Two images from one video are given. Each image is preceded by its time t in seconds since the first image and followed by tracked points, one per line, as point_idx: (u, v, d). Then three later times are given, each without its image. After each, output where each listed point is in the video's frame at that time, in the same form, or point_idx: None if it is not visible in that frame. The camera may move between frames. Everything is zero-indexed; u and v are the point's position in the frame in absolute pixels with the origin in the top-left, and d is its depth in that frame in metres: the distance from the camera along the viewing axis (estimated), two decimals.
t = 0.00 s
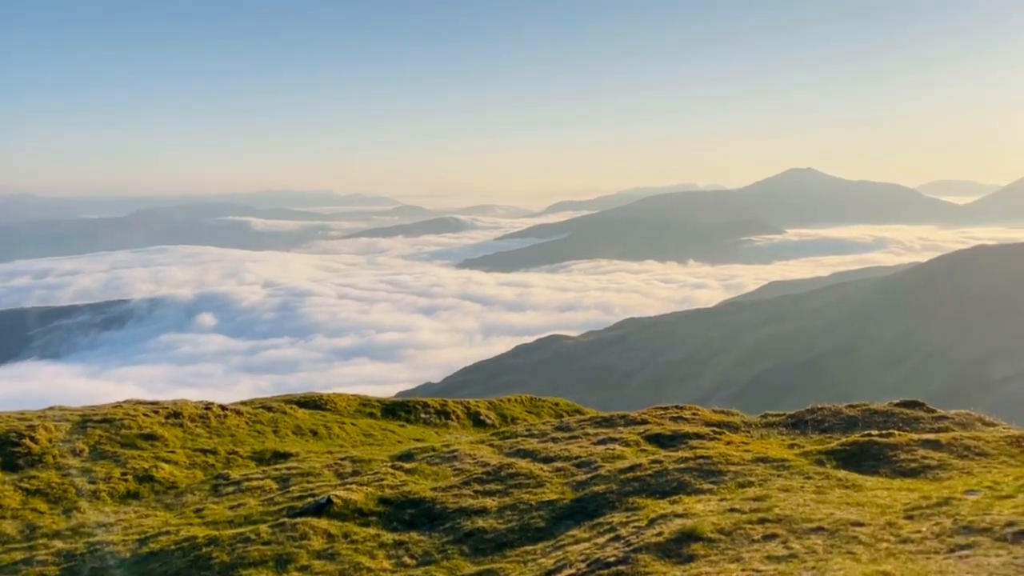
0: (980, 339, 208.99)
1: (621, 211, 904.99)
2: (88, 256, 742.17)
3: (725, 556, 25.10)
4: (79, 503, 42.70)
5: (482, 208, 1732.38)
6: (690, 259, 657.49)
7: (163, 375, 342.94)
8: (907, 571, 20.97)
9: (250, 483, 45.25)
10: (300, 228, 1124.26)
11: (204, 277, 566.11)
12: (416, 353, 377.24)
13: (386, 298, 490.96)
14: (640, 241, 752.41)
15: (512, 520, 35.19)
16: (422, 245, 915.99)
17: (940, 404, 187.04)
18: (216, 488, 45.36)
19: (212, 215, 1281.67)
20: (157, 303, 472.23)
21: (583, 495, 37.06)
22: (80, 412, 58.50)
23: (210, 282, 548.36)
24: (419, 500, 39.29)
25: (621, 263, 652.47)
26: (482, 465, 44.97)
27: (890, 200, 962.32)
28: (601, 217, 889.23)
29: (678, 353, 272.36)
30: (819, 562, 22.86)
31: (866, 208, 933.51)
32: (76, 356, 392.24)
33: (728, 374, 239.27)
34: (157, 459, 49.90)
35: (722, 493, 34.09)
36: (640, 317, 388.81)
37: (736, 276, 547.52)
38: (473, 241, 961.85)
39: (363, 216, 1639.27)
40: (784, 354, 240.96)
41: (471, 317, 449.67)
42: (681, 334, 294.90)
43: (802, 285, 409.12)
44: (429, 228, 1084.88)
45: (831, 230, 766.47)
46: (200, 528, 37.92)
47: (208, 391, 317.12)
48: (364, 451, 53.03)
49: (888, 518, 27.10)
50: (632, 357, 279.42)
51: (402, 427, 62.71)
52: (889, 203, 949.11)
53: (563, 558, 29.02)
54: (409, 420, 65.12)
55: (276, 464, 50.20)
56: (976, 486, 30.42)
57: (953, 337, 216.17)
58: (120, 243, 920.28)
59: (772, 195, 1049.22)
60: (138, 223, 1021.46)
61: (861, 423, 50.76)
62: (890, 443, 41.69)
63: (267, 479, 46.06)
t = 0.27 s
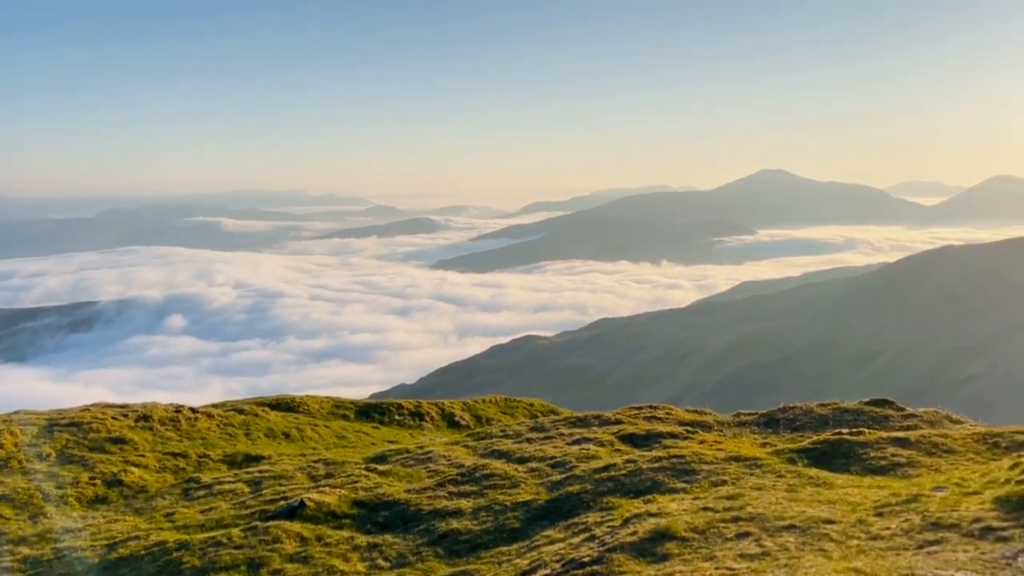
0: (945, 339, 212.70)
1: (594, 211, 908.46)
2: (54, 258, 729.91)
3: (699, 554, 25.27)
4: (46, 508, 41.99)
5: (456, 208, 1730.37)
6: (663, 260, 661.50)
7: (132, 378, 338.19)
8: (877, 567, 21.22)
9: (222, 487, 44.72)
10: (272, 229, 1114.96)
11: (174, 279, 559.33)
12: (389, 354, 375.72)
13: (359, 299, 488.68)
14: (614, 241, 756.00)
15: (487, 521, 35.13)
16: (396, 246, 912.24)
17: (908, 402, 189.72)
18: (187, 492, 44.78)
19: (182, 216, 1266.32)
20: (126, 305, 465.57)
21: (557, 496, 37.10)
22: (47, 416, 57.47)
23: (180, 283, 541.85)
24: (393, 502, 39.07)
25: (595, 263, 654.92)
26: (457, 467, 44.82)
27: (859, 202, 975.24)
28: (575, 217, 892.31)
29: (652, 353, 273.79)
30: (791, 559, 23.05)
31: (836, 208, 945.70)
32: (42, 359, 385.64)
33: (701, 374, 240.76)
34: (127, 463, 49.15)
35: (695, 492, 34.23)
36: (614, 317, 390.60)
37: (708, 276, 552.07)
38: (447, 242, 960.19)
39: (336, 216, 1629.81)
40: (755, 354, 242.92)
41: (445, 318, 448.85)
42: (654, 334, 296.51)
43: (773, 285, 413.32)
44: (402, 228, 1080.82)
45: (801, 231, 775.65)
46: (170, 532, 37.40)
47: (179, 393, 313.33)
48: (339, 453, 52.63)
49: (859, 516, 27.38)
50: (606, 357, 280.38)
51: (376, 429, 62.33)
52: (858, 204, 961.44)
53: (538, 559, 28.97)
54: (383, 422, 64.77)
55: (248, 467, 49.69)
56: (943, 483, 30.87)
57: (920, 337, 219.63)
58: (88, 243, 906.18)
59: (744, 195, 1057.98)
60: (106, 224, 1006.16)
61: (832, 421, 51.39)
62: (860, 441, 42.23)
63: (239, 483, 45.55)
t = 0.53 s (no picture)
0: (913, 338, 216.17)
1: (570, 211, 910.70)
2: (22, 258, 717.93)
3: (675, 553, 25.35)
4: (15, 513, 41.31)
5: (431, 208, 1726.75)
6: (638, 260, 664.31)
7: (103, 380, 333.58)
8: (850, 563, 21.47)
9: (195, 490, 44.20)
10: (246, 229, 1105.34)
11: (145, 280, 552.62)
12: (365, 355, 373.97)
13: (334, 299, 485.94)
14: (589, 241, 758.47)
15: (463, 522, 35.04)
16: (371, 246, 908.07)
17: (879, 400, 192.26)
18: (159, 495, 44.22)
19: (153, 216, 1251.57)
20: (96, 306, 459.26)
21: (534, 495, 37.10)
22: (15, 420, 56.48)
23: (152, 284, 535.45)
24: (369, 504, 38.83)
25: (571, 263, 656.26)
26: (433, 468, 44.65)
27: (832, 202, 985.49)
28: (550, 217, 894.05)
29: (628, 353, 275.10)
30: (766, 557, 23.23)
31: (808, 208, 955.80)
32: (11, 362, 379.14)
33: (676, 373, 242.09)
34: (98, 466, 48.50)
35: (671, 491, 34.39)
36: (590, 317, 391.91)
37: (683, 276, 555.58)
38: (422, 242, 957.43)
39: (310, 216, 1619.40)
40: (729, 353, 244.67)
41: (421, 318, 447.60)
42: (630, 334, 297.70)
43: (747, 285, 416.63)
44: (377, 228, 1076.12)
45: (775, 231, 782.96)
46: (142, 537, 36.94)
47: (151, 396, 309.56)
48: (314, 455, 52.24)
49: (832, 513, 27.65)
50: (582, 357, 281.16)
51: (352, 430, 61.99)
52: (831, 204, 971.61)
53: (516, 559, 28.97)
54: (359, 423, 64.44)
55: (222, 470, 49.20)
56: (915, 479, 31.28)
57: (888, 336, 222.90)
58: (57, 244, 892.78)
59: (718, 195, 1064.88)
60: (76, 224, 991.82)
61: (805, 420, 51.95)
62: (833, 439, 42.68)
63: (213, 486, 45.03)
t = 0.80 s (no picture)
0: (885, 335, 219.17)
1: (546, 211, 911.75)
2: None
3: (653, 551, 25.42)
4: None
5: (408, 208, 1720.99)
6: (615, 259, 666.54)
7: (74, 383, 328.55)
8: (827, 559, 21.57)
9: (169, 493, 43.68)
10: (220, 230, 1095.02)
11: (117, 280, 545.46)
12: (341, 355, 371.88)
13: (310, 300, 482.81)
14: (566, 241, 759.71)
15: (441, 522, 34.94)
16: (346, 246, 902.92)
17: (854, 397, 194.56)
18: (132, 498, 43.64)
19: (125, 216, 1235.61)
20: (67, 308, 452.40)
21: (512, 495, 37.09)
22: None
23: (124, 285, 528.68)
24: (346, 505, 38.64)
25: (547, 263, 656.92)
26: (411, 469, 44.53)
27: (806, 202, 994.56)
28: (527, 217, 894.52)
29: (605, 352, 276.08)
30: (743, 554, 23.34)
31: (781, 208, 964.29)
32: None
33: (652, 372, 243.10)
34: (68, 470, 47.74)
35: (649, 489, 34.55)
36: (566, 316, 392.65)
37: (659, 275, 558.22)
38: (399, 242, 953.74)
39: (285, 215, 1607.20)
40: (705, 352, 246.20)
41: (397, 318, 445.92)
42: (607, 333, 298.63)
43: (722, 284, 419.56)
44: (353, 228, 1070.17)
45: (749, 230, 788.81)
46: (115, 541, 36.48)
47: (124, 398, 305.41)
48: (290, 457, 51.86)
49: (808, 510, 27.87)
50: (559, 357, 281.66)
51: (328, 432, 61.64)
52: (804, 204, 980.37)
53: (494, 558, 28.95)
54: (335, 424, 64.05)
55: (195, 473, 48.54)
56: (887, 475, 31.67)
57: (861, 334, 225.69)
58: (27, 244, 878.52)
59: (694, 195, 1070.50)
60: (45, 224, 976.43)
61: (781, 417, 52.43)
62: (808, 436, 43.09)
63: (187, 488, 44.55)
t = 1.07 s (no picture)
0: (859, 333, 221.52)
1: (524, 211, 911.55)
2: None
3: (630, 549, 25.52)
4: None
5: (385, 207, 1712.99)
6: (592, 259, 668.07)
7: (46, 385, 323.69)
8: (800, 555, 21.74)
9: (143, 496, 43.15)
10: (194, 230, 1083.45)
11: (89, 281, 538.03)
12: (318, 356, 369.58)
13: (286, 300, 479.17)
14: (543, 241, 760.15)
15: (419, 523, 34.84)
16: (323, 246, 896.83)
17: (829, 393, 196.76)
18: (106, 502, 43.07)
19: (97, 216, 1218.75)
20: (37, 309, 445.37)
21: (490, 495, 37.03)
22: None
23: (96, 286, 521.71)
24: (323, 507, 38.40)
25: (525, 263, 656.75)
26: (388, 469, 44.31)
27: (781, 201, 1002.64)
28: (504, 217, 893.85)
29: (583, 351, 276.89)
30: (719, 551, 23.51)
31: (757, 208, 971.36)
32: None
33: (630, 370, 244.09)
34: (40, 473, 47.06)
35: (626, 487, 34.68)
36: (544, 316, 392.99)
37: (636, 275, 560.01)
38: (375, 242, 949.11)
39: (259, 215, 1591.57)
40: (681, 350, 247.55)
41: (374, 319, 443.82)
42: (584, 332, 299.32)
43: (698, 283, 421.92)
44: (330, 228, 1063.28)
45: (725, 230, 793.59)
46: (88, 544, 35.95)
47: (96, 400, 301.32)
48: (266, 458, 51.45)
49: (783, 506, 28.13)
50: (537, 356, 281.87)
51: (304, 433, 61.19)
52: (779, 204, 988.57)
53: (472, 558, 28.90)
54: (311, 425, 63.65)
55: (170, 475, 48.05)
56: (862, 471, 31.97)
57: (835, 332, 228.00)
58: None
59: (670, 195, 1075.23)
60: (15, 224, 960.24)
61: (756, 414, 52.80)
62: (784, 434, 43.42)
63: (161, 491, 44.05)
